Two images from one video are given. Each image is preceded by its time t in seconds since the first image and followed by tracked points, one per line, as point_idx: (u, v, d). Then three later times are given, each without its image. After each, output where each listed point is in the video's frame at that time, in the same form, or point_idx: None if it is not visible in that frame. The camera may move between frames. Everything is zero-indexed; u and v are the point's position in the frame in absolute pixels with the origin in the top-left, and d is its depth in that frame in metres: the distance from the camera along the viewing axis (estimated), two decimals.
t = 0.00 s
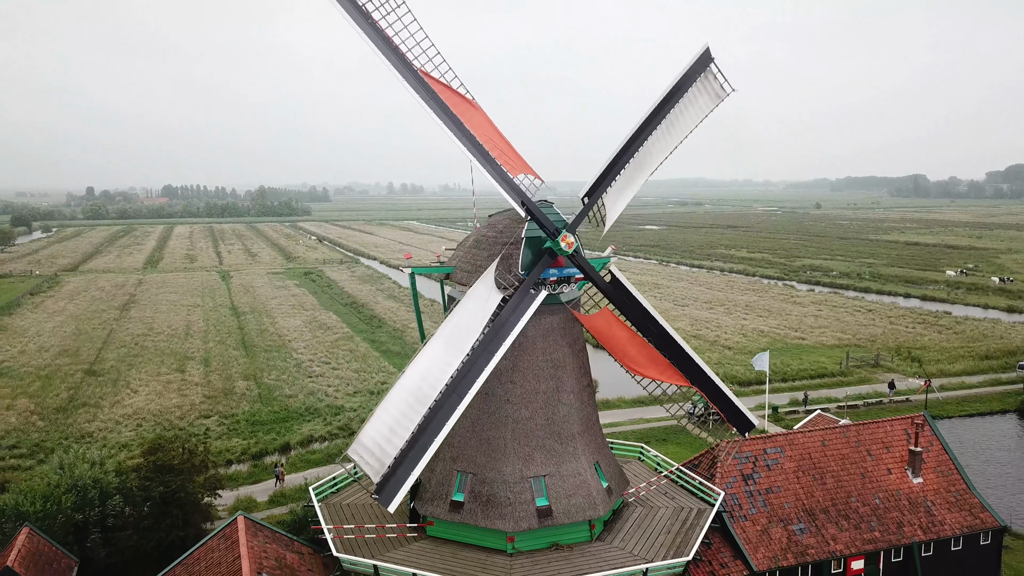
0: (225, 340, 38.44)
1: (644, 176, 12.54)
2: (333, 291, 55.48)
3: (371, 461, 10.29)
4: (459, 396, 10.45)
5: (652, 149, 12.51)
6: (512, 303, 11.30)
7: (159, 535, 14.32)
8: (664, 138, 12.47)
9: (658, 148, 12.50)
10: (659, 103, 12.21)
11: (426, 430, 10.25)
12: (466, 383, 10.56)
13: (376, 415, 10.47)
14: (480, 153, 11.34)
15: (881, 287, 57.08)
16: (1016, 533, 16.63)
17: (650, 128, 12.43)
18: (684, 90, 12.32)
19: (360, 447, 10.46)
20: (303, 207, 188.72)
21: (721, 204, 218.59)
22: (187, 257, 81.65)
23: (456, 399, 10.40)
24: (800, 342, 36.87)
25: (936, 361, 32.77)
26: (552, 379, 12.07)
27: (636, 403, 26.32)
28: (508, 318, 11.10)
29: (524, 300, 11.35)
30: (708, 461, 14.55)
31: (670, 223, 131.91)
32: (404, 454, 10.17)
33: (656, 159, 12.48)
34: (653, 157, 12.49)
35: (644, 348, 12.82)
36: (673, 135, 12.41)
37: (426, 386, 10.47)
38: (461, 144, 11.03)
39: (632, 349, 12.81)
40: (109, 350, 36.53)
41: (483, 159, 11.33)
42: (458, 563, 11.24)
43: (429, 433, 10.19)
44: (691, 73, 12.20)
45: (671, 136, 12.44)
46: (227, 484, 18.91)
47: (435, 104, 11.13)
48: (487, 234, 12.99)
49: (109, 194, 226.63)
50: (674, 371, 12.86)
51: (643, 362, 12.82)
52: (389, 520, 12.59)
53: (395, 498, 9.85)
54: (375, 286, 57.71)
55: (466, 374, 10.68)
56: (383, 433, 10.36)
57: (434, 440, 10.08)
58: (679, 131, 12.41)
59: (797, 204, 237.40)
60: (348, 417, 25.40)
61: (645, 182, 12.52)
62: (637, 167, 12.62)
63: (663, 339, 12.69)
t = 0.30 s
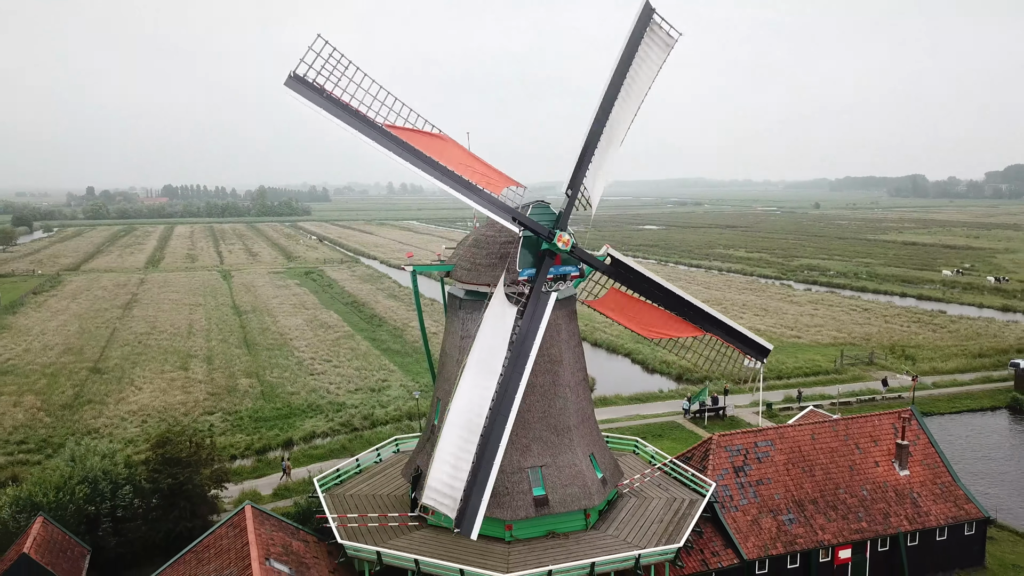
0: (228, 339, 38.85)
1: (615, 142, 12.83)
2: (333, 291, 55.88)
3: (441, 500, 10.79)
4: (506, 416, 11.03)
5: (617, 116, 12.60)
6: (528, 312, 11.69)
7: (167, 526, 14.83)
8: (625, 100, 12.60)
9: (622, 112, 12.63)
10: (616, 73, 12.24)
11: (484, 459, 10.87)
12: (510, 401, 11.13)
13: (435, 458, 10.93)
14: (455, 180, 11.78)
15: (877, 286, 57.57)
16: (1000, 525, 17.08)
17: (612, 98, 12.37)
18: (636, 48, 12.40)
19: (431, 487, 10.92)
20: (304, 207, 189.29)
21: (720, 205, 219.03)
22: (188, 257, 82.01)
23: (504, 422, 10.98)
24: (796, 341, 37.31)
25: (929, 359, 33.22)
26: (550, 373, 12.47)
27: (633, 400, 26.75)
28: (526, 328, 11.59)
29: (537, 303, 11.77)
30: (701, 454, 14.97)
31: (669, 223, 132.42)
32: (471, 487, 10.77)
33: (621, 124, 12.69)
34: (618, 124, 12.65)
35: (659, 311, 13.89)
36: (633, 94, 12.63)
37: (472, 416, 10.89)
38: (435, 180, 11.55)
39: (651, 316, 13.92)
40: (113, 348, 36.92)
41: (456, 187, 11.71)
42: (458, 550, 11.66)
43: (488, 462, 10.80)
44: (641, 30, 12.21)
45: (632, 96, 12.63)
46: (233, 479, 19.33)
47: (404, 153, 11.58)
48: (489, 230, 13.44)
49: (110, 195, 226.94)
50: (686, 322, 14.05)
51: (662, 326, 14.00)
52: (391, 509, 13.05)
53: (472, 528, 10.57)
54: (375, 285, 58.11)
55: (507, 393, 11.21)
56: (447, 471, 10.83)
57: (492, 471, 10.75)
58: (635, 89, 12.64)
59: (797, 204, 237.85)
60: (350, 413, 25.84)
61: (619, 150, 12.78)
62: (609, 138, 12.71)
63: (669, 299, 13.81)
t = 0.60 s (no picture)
0: (230, 337, 39.34)
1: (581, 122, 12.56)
2: (334, 290, 56.38)
3: (514, 510, 11.55)
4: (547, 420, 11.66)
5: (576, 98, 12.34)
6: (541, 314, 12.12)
7: (176, 516, 15.39)
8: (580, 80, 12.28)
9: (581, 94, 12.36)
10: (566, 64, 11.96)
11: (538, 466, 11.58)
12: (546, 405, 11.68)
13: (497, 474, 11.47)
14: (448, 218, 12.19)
15: (874, 285, 58.10)
16: (985, 516, 17.54)
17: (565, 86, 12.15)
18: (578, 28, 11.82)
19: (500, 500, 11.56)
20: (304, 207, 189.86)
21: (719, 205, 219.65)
22: (189, 257, 82.50)
23: (547, 428, 11.61)
24: (791, 339, 37.79)
25: (922, 357, 33.72)
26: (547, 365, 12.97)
27: (630, 397, 27.22)
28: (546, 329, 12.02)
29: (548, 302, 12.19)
30: (693, 446, 15.45)
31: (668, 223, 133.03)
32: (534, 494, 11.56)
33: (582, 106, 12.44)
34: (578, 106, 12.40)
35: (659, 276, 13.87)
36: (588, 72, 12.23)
37: (520, 428, 11.56)
38: (434, 227, 12.02)
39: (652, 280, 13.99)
40: (117, 346, 37.39)
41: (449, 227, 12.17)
42: (458, 537, 12.14)
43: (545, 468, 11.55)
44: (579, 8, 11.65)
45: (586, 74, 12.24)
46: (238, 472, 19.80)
47: (402, 214, 11.92)
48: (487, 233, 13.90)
49: (110, 194, 227.50)
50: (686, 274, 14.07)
51: (663, 285, 14.10)
52: (393, 498, 13.54)
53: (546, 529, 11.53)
54: (375, 284, 58.63)
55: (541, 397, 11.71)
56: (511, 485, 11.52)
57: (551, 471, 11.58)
58: (588, 65, 12.20)
59: (796, 204, 238.47)
60: (352, 409, 26.33)
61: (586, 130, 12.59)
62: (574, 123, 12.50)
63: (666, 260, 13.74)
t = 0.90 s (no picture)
0: (233, 336, 39.88)
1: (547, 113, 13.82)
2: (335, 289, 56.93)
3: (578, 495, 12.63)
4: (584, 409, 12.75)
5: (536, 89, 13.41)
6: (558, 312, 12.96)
7: (186, 507, 15.97)
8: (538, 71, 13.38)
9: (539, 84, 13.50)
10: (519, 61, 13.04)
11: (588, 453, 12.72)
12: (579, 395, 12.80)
13: (555, 469, 12.42)
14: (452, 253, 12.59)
15: (870, 285, 58.63)
16: (969, 508, 18.07)
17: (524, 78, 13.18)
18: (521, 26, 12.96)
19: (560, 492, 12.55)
20: (304, 207, 190.29)
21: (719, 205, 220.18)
22: (191, 256, 83.03)
23: (589, 415, 12.73)
24: (787, 338, 38.33)
25: (915, 356, 34.27)
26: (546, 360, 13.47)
27: (626, 394, 27.77)
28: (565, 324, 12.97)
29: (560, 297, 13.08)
30: (685, 439, 15.97)
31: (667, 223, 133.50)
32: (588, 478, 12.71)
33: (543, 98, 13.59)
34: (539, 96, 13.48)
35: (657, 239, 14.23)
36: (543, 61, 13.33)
37: (565, 421, 12.66)
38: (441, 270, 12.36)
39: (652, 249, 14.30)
40: (121, 344, 37.93)
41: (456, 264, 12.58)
42: (458, 524, 12.67)
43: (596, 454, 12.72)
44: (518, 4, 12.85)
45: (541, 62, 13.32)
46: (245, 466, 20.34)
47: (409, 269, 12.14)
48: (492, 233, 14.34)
49: (110, 194, 227.96)
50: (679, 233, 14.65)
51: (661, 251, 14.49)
52: (396, 489, 14.08)
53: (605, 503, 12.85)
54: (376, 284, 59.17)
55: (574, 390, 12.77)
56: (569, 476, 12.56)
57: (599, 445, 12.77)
58: (539, 57, 13.24)
59: (795, 205, 238.99)
60: (354, 406, 26.87)
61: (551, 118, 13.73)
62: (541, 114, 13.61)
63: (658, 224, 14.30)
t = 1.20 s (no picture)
0: (236, 334, 40.45)
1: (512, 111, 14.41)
2: (336, 289, 57.49)
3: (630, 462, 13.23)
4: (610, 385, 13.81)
5: (495, 93, 13.90)
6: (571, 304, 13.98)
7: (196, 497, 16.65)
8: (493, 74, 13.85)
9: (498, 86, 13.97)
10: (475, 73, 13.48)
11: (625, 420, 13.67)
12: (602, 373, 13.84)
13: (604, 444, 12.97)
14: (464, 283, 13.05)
15: (865, 284, 59.21)
16: (954, 500, 18.66)
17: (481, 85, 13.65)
18: (467, 38, 13.39)
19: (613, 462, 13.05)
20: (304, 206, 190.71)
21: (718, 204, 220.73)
22: (192, 256, 83.58)
23: (621, 389, 13.78)
24: (782, 336, 38.94)
25: (907, 353, 34.85)
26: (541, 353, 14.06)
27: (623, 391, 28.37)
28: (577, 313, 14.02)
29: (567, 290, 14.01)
30: (678, 432, 16.54)
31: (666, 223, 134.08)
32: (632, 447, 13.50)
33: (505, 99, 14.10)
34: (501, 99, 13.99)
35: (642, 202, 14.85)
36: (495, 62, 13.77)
37: (600, 399, 13.45)
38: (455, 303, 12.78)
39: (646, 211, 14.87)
40: (126, 342, 38.49)
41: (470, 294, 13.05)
42: (459, 511, 13.25)
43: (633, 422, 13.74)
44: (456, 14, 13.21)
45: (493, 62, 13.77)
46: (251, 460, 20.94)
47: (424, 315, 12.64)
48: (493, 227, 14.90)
49: (111, 194, 228.44)
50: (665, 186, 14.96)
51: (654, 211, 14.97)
52: (400, 478, 14.67)
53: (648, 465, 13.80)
54: (376, 283, 59.73)
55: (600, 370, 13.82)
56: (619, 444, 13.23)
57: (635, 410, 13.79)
58: (490, 62, 13.72)
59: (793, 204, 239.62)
60: (357, 402, 27.46)
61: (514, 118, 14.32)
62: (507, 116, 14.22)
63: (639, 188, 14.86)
